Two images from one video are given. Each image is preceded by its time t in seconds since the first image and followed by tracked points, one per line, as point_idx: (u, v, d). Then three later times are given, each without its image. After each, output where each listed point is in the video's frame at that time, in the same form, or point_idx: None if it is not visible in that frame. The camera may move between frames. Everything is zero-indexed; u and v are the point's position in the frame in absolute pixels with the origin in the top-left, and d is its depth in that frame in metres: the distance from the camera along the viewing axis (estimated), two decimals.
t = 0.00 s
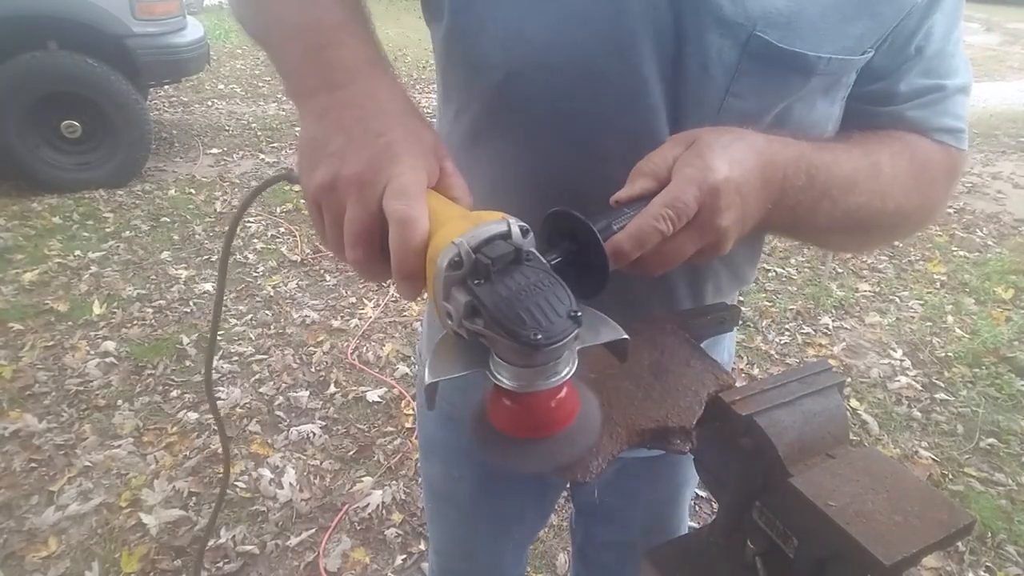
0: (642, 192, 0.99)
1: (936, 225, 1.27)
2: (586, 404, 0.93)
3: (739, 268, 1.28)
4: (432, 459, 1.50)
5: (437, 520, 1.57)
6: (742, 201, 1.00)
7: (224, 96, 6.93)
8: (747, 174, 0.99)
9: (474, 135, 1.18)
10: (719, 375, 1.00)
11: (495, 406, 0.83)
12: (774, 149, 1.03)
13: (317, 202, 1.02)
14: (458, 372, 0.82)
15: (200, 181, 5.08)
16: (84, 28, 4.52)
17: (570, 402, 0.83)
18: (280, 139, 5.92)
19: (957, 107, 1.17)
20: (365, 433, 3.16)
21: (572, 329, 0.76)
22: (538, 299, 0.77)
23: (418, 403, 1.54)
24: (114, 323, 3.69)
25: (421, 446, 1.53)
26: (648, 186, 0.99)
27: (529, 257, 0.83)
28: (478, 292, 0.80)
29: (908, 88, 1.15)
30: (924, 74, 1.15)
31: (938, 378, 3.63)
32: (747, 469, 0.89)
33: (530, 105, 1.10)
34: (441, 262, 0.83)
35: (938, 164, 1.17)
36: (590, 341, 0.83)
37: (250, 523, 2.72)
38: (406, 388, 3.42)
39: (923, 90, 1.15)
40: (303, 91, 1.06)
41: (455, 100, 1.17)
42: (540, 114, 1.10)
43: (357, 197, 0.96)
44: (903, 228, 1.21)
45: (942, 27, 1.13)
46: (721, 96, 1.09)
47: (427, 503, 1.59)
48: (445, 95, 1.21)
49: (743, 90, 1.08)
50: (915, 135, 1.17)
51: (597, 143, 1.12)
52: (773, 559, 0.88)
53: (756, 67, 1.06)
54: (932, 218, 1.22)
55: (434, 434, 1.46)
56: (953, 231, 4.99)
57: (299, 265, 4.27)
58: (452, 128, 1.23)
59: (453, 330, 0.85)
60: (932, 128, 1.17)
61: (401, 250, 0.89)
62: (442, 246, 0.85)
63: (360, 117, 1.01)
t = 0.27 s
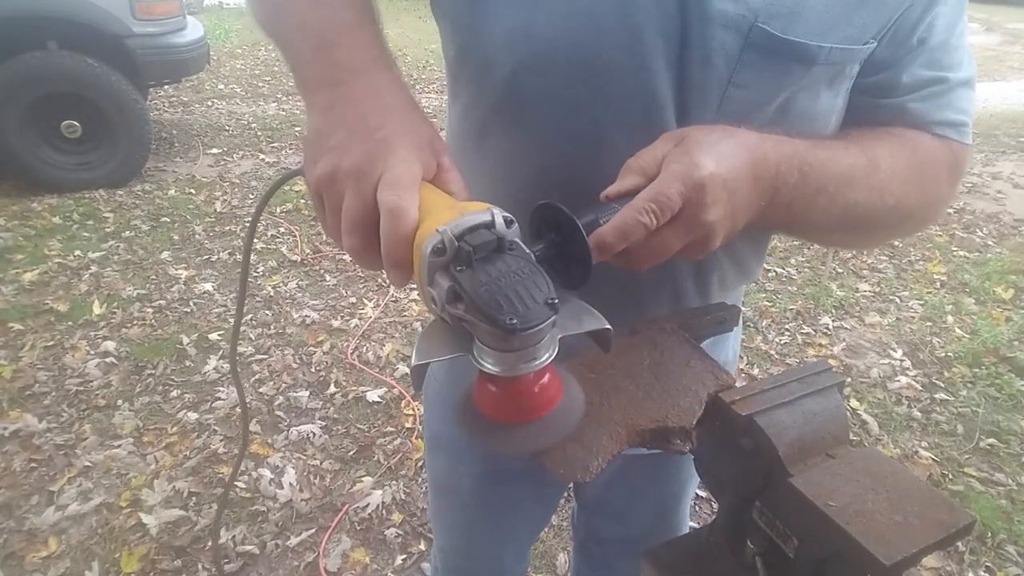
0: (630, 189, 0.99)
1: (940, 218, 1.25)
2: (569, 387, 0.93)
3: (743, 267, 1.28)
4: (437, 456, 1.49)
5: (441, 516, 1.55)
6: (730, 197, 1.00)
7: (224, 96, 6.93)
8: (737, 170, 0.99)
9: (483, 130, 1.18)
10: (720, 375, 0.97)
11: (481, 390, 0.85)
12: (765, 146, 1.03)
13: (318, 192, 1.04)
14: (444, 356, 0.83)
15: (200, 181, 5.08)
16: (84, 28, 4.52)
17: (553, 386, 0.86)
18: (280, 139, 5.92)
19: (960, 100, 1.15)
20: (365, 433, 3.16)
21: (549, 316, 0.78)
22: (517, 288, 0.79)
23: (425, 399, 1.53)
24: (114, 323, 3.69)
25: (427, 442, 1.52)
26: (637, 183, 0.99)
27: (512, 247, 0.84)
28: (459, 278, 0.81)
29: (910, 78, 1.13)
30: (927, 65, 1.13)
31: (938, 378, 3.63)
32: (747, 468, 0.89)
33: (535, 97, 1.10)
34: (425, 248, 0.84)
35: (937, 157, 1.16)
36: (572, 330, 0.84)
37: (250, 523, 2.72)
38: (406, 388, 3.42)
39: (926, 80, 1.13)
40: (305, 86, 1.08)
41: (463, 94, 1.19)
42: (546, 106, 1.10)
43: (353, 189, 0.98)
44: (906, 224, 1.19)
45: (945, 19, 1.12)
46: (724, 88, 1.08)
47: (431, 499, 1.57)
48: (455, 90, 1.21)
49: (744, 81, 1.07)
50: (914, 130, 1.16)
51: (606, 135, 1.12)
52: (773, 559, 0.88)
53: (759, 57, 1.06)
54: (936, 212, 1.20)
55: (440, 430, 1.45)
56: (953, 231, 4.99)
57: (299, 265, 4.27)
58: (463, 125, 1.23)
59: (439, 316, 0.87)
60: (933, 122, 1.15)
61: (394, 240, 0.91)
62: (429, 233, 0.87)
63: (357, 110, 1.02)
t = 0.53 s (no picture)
0: (624, 181, 0.99)
1: (944, 218, 1.24)
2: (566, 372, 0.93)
3: (749, 265, 1.28)
4: (443, 452, 1.48)
5: (445, 515, 1.55)
6: (724, 188, 1.00)
7: (224, 96, 6.94)
8: (732, 162, 0.99)
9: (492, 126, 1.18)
10: (719, 375, 0.96)
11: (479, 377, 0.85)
12: (762, 140, 1.03)
13: (325, 183, 1.05)
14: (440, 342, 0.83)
15: (200, 181, 5.08)
16: (84, 29, 4.52)
17: (548, 371, 0.86)
18: (280, 139, 5.92)
19: (964, 98, 1.14)
20: (365, 433, 3.16)
21: (542, 303, 0.79)
22: (511, 274, 0.80)
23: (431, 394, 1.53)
24: (114, 323, 3.69)
25: (432, 439, 1.52)
26: (631, 175, 0.99)
27: (507, 236, 0.85)
28: (456, 265, 0.82)
29: (914, 75, 1.12)
30: (931, 62, 1.11)
31: (938, 378, 3.63)
32: (747, 469, 0.89)
33: (542, 94, 1.10)
34: (423, 236, 0.85)
35: (939, 156, 1.15)
36: (566, 318, 0.87)
37: (249, 523, 2.72)
38: (406, 388, 3.42)
39: (930, 79, 1.11)
40: (320, 84, 1.11)
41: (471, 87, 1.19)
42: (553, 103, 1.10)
43: (357, 180, 0.99)
44: (907, 222, 1.19)
45: (950, 17, 1.11)
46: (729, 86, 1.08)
47: (436, 497, 1.57)
48: (464, 87, 1.22)
49: (750, 77, 1.07)
50: (917, 128, 1.15)
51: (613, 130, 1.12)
52: (773, 559, 0.88)
53: (763, 56, 1.05)
54: (938, 211, 1.19)
55: (447, 426, 1.45)
56: (953, 231, 4.99)
57: (299, 265, 4.27)
58: (472, 120, 1.23)
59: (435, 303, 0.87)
60: (935, 120, 1.14)
61: (395, 229, 0.91)
62: (427, 222, 0.88)
63: (364, 106, 1.04)
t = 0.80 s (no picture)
0: (625, 177, 0.99)
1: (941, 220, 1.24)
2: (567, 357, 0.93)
3: (759, 262, 1.28)
4: (451, 452, 1.48)
5: (452, 514, 1.55)
6: (722, 185, 1.00)
7: (224, 96, 6.94)
8: (729, 157, 0.99)
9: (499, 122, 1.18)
10: (719, 375, 0.95)
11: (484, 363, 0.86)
12: (763, 139, 1.03)
13: (334, 177, 1.06)
14: (450, 329, 0.84)
15: (200, 181, 5.08)
16: (84, 29, 4.53)
17: (552, 360, 0.86)
18: (280, 139, 5.92)
19: (967, 101, 1.14)
20: (365, 433, 3.16)
21: (547, 291, 0.80)
22: (517, 263, 0.81)
23: (439, 394, 1.53)
24: (114, 323, 3.69)
25: (440, 438, 1.52)
26: (633, 171, 0.99)
27: (514, 228, 0.86)
28: (463, 254, 0.83)
29: (918, 80, 1.12)
30: (935, 66, 1.11)
31: (938, 378, 3.63)
32: (747, 469, 0.89)
33: (549, 94, 1.10)
34: (432, 227, 0.87)
35: (940, 160, 1.14)
36: (569, 308, 0.86)
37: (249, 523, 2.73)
38: (406, 388, 3.41)
39: (932, 83, 1.11)
40: (329, 80, 1.12)
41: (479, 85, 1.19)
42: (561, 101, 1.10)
43: (366, 174, 1.01)
44: (904, 224, 1.19)
45: (956, 20, 1.09)
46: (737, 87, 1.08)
47: (443, 497, 1.57)
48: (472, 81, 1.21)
49: (762, 84, 1.07)
50: (919, 130, 1.15)
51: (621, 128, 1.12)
52: (772, 558, 0.88)
53: (771, 60, 1.05)
54: (936, 214, 1.19)
55: (455, 426, 1.45)
56: (953, 231, 4.99)
57: (299, 265, 4.27)
58: (480, 114, 1.23)
59: (444, 291, 0.88)
60: (937, 123, 1.14)
61: (401, 222, 0.93)
62: (434, 213, 0.90)
63: (374, 102, 1.05)
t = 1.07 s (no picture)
0: (617, 169, 1.00)
1: (945, 226, 1.23)
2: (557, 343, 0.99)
3: (762, 258, 1.28)
4: (457, 448, 1.49)
5: (456, 510, 1.55)
6: (711, 179, 1.01)
7: (224, 96, 6.94)
8: (720, 154, 1.00)
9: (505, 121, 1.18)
10: (719, 375, 0.94)
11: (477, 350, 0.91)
12: (753, 136, 1.04)
13: (336, 172, 1.08)
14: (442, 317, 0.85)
15: (200, 181, 5.08)
16: (84, 30, 4.53)
17: (541, 345, 0.93)
18: (280, 139, 5.92)
19: (973, 107, 1.11)
20: (365, 433, 3.16)
21: (533, 278, 0.82)
22: (504, 251, 0.84)
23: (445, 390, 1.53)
24: (115, 323, 3.69)
25: (446, 434, 1.52)
26: (622, 164, 1.00)
27: (503, 218, 0.90)
28: (452, 241, 0.87)
29: (918, 85, 1.11)
30: (938, 72, 1.09)
31: (938, 378, 3.63)
32: (747, 469, 0.89)
33: (551, 94, 1.10)
34: (424, 216, 0.91)
35: (941, 165, 1.13)
36: (557, 295, 0.89)
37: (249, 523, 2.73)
38: (406, 388, 3.41)
39: (933, 89, 1.10)
40: (336, 81, 1.15)
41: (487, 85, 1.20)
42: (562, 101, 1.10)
43: (366, 168, 1.02)
44: (902, 225, 1.18)
45: (961, 24, 1.07)
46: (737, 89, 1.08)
47: (448, 492, 1.57)
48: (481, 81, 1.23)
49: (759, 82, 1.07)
50: (921, 136, 1.13)
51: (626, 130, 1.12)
52: (772, 558, 0.88)
53: (771, 62, 1.05)
54: (936, 218, 1.18)
55: (461, 422, 1.45)
56: (953, 231, 4.99)
57: (299, 265, 4.27)
58: (487, 113, 1.25)
59: (435, 276, 0.92)
60: (941, 127, 1.12)
61: (397, 212, 0.95)
62: (427, 201, 0.93)
63: (376, 101, 1.08)
